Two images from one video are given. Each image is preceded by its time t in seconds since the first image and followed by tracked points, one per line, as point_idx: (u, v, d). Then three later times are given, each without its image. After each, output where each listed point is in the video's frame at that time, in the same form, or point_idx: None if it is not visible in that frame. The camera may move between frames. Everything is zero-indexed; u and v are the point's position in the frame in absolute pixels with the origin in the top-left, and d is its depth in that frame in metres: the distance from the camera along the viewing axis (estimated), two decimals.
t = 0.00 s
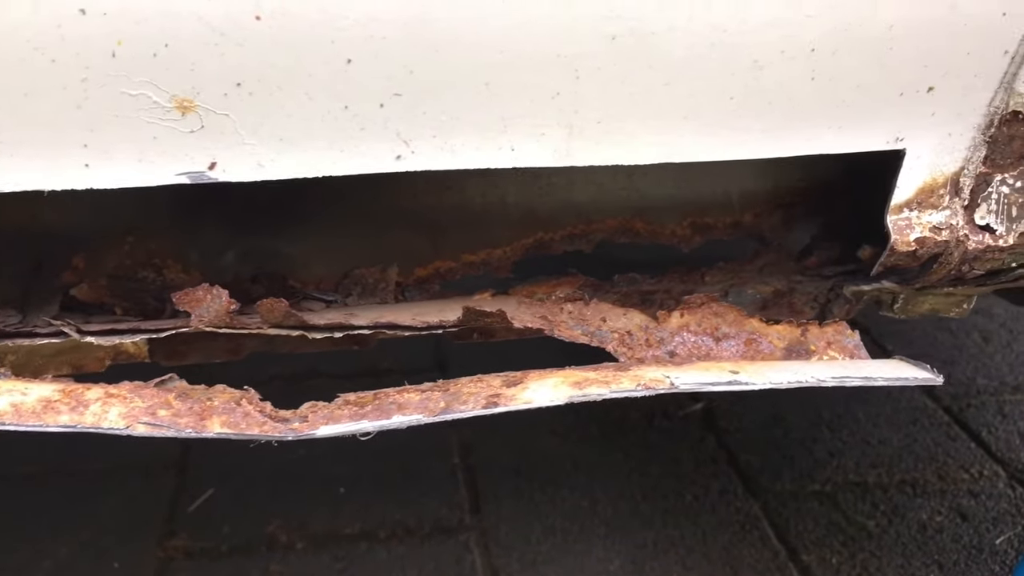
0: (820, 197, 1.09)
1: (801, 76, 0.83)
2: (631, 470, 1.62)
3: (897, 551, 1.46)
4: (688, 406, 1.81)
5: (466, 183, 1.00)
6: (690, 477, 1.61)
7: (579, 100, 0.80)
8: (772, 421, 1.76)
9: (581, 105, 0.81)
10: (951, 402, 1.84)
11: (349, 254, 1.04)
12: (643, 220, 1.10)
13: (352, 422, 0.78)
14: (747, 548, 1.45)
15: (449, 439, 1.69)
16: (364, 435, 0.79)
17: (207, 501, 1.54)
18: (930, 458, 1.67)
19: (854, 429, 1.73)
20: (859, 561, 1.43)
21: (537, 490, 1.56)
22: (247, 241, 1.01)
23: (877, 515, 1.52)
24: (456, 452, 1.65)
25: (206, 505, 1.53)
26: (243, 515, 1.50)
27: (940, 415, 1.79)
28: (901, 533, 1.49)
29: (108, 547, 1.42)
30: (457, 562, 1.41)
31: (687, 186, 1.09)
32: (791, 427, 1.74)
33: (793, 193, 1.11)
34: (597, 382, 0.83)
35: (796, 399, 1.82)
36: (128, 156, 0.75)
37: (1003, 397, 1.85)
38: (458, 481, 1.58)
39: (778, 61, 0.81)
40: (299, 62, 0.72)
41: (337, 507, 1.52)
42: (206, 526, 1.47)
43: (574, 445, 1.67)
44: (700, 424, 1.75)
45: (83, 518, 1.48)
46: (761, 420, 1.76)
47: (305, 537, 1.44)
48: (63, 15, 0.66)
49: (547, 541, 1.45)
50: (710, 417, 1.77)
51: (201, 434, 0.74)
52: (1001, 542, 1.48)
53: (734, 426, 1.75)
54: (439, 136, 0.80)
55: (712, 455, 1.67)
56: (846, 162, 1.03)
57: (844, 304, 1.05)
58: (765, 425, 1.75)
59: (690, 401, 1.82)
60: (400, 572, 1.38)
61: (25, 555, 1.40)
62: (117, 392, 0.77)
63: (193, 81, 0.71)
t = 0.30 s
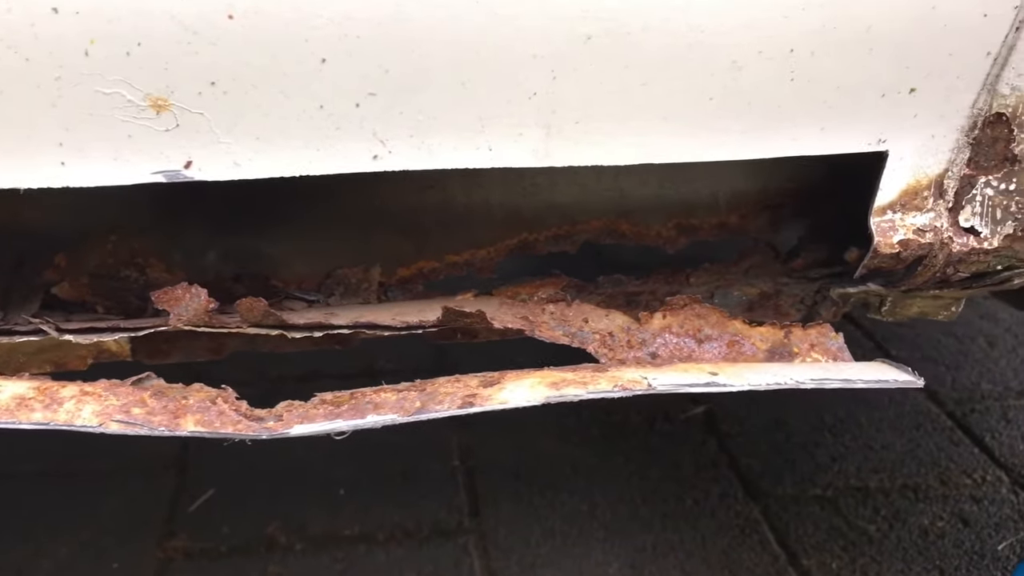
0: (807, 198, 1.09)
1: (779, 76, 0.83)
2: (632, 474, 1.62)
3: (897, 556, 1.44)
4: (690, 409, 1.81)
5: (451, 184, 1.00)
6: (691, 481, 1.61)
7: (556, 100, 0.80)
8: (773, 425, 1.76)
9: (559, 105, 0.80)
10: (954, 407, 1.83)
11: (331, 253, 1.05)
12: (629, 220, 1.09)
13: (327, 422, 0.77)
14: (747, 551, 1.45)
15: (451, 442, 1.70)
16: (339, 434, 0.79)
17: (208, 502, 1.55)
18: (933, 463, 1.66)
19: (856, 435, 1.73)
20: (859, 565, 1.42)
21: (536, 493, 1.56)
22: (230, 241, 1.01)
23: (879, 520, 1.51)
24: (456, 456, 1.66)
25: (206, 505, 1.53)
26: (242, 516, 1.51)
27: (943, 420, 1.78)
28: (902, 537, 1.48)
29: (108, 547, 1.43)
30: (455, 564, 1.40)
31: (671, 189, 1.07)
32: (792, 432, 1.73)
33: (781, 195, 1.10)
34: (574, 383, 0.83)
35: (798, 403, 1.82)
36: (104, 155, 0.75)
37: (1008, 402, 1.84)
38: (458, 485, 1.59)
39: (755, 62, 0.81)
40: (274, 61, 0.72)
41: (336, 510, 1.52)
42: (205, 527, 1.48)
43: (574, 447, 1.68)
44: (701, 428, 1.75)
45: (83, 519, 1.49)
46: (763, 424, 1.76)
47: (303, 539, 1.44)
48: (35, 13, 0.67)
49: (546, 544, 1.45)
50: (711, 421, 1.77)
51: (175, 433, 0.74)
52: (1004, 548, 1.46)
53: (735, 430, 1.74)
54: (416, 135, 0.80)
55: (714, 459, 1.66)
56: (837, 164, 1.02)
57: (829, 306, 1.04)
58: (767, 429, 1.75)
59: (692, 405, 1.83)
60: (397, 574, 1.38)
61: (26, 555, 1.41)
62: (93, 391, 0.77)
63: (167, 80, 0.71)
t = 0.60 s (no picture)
0: (791, 194, 1.09)
1: (758, 70, 0.82)
2: (631, 472, 1.61)
3: (897, 558, 1.44)
4: (692, 409, 1.80)
5: (434, 178, 0.99)
6: (689, 481, 1.61)
7: (532, 93, 0.79)
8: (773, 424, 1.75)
9: (533, 99, 0.80)
10: (956, 409, 1.83)
11: (312, 249, 1.04)
12: (612, 216, 1.08)
13: (297, 416, 0.77)
14: (744, 552, 1.45)
15: (449, 439, 1.69)
16: (310, 429, 0.78)
17: (206, 498, 1.55)
18: (933, 464, 1.66)
19: (858, 435, 1.72)
20: (858, 567, 1.42)
21: (534, 492, 1.56)
22: (210, 235, 1.01)
23: (878, 521, 1.51)
24: (455, 453, 1.66)
25: (204, 502, 1.54)
26: (241, 512, 1.51)
27: (945, 421, 1.78)
28: (901, 539, 1.48)
29: (105, 543, 1.44)
30: (451, 564, 1.41)
31: (660, 185, 1.06)
32: (794, 432, 1.73)
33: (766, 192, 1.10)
34: (549, 378, 0.82)
35: (799, 403, 1.81)
36: (75, 147, 0.75)
37: (1010, 404, 1.83)
38: (456, 482, 1.59)
39: (733, 55, 0.80)
40: (243, 52, 0.72)
41: (337, 505, 1.53)
42: (202, 524, 1.48)
43: (572, 446, 1.67)
44: (701, 427, 1.74)
45: (79, 514, 1.50)
46: (763, 423, 1.76)
47: (300, 536, 1.45)
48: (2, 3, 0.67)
49: (542, 543, 1.45)
50: (711, 421, 1.76)
51: (143, 426, 0.74)
52: (1004, 550, 1.46)
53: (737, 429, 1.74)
54: (391, 128, 0.79)
55: (714, 459, 1.66)
56: (825, 161, 1.01)
57: (817, 304, 1.02)
58: (768, 428, 1.74)
59: (693, 403, 1.82)
60: (393, 572, 1.39)
61: (23, 551, 1.42)
62: (63, 383, 0.77)
63: (135, 71, 0.71)
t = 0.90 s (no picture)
0: (777, 197, 1.07)
1: (739, 68, 0.81)
2: (630, 475, 1.61)
3: (897, 563, 1.44)
4: (692, 411, 1.80)
5: (420, 178, 0.99)
6: (689, 483, 1.60)
7: (510, 92, 0.79)
8: (775, 428, 1.75)
9: (513, 97, 0.80)
10: (959, 413, 1.82)
11: (296, 249, 1.05)
12: (598, 217, 1.08)
13: (273, 413, 0.77)
14: (744, 555, 1.44)
15: (450, 440, 1.69)
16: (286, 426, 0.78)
17: (206, 497, 1.56)
18: (935, 469, 1.65)
19: (858, 439, 1.72)
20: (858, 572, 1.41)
21: (533, 494, 1.55)
22: (193, 232, 1.01)
23: (878, 525, 1.50)
24: (455, 453, 1.66)
25: (203, 500, 1.54)
26: (240, 511, 1.52)
27: (948, 426, 1.77)
28: (901, 543, 1.48)
29: (103, 541, 1.44)
30: (449, 564, 1.41)
31: (646, 185, 1.05)
32: (795, 434, 1.73)
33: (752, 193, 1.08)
34: (528, 377, 0.82)
35: (800, 407, 1.81)
36: (52, 142, 0.75)
37: (1013, 408, 1.82)
38: (456, 483, 1.59)
39: (714, 54, 0.80)
40: (219, 47, 0.72)
41: (337, 503, 1.53)
42: (200, 522, 1.49)
43: (572, 446, 1.68)
44: (701, 430, 1.74)
45: (78, 512, 1.50)
46: (765, 427, 1.75)
47: (299, 535, 1.45)
48: None
49: (541, 544, 1.45)
50: (711, 424, 1.76)
51: (118, 421, 0.74)
52: (1005, 556, 1.45)
53: (737, 432, 1.74)
54: (369, 125, 0.79)
55: (714, 462, 1.66)
56: (810, 162, 1.00)
57: (804, 305, 1.04)
58: (768, 432, 1.74)
59: (693, 406, 1.82)
60: (390, 572, 1.39)
61: (22, 549, 1.43)
62: (41, 379, 0.78)
63: (111, 67, 0.71)
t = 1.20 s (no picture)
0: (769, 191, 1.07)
1: (719, 64, 0.81)
2: (629, 475, 1.60)
3: (896, 565, 1.43)
4: (692, 411, 1.79)
5: (402, 170, 1.00)
6: (688, 484, 1.60)
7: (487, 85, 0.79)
8: (776, 428, 1.74)
9: (491, 90, 0.79)
10: (961, 415, 1.81)
11: (277, 246, 1.04)
12: (583, 213, 1.07)
13: (247, 407, 0.76)
14: (742, 556, 1.43)
15: (449, 439, 1.69)
16: (260, 420, 0.78)
17: (204, 494, 1.56)
18: (936, 471, 1.65)
19: (859, 440, 1.71)
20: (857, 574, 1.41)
21: (531, 493, 1.55)
22: (176, 225, 1.01)
23: (878, 527, 1.50)
24: (454, 453, 1.65)
25: (202, 498, 1.54)
26: (238, 509, 1.51)
27: (950, 428, 1.76)
28: (901, 545, 1.47)
29: (100, 538, 1.44)
30: (446, 563, 1.40)
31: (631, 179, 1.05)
32: (795, 435, 1.72)
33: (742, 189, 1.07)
34: (505, 372, 0.82)
35: (801, 408, 1.80)
36: (27, 134, 0.75)
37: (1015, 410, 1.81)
38: (454, 482, 1.58)
39: (694, 48, 0.79)
40: (193, 37, 0.71)
41: (336, 502, 1.53)
42: (198, 520, 1.49)
43: (571, 446, 1.67)
44: (702, 430, 1.74)
45: (75, 509, 1.50)
46: (765, 428, 1.75)
47: (296, 533, 1.45)
48: None
49: (539, 544, 1.45)
50: (711, 424, 1.75)
51: (91, 414, 0.74)
52: (1005, 558, 1.44)
53: (737, 433, 1.73)
54: (347, 118, 0.78)
55: (713, 462, 1.65)
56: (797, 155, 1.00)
57: (790, 303, 1.02)
58: (768, 432, 1.74)
59: (694, 406, 1.81)
60: (387, 571, 1.39)
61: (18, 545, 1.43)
62: (15, 371, 0.78)
63: (86, 58, 0.71)
